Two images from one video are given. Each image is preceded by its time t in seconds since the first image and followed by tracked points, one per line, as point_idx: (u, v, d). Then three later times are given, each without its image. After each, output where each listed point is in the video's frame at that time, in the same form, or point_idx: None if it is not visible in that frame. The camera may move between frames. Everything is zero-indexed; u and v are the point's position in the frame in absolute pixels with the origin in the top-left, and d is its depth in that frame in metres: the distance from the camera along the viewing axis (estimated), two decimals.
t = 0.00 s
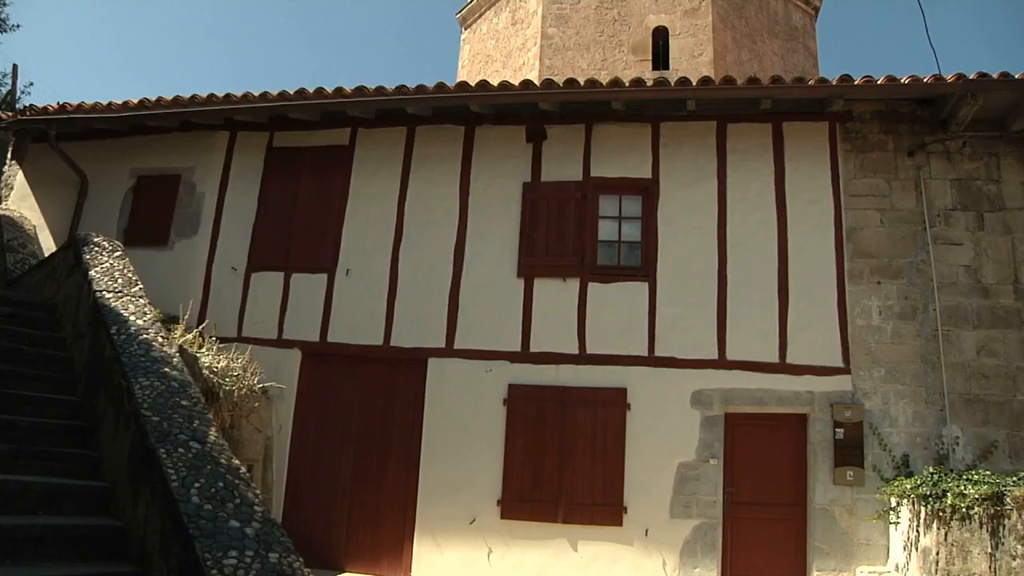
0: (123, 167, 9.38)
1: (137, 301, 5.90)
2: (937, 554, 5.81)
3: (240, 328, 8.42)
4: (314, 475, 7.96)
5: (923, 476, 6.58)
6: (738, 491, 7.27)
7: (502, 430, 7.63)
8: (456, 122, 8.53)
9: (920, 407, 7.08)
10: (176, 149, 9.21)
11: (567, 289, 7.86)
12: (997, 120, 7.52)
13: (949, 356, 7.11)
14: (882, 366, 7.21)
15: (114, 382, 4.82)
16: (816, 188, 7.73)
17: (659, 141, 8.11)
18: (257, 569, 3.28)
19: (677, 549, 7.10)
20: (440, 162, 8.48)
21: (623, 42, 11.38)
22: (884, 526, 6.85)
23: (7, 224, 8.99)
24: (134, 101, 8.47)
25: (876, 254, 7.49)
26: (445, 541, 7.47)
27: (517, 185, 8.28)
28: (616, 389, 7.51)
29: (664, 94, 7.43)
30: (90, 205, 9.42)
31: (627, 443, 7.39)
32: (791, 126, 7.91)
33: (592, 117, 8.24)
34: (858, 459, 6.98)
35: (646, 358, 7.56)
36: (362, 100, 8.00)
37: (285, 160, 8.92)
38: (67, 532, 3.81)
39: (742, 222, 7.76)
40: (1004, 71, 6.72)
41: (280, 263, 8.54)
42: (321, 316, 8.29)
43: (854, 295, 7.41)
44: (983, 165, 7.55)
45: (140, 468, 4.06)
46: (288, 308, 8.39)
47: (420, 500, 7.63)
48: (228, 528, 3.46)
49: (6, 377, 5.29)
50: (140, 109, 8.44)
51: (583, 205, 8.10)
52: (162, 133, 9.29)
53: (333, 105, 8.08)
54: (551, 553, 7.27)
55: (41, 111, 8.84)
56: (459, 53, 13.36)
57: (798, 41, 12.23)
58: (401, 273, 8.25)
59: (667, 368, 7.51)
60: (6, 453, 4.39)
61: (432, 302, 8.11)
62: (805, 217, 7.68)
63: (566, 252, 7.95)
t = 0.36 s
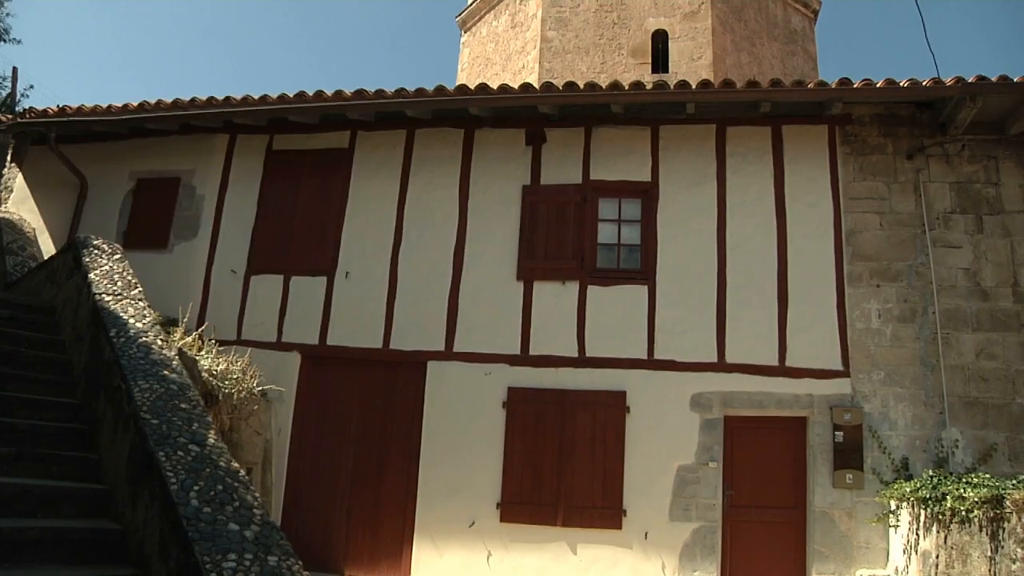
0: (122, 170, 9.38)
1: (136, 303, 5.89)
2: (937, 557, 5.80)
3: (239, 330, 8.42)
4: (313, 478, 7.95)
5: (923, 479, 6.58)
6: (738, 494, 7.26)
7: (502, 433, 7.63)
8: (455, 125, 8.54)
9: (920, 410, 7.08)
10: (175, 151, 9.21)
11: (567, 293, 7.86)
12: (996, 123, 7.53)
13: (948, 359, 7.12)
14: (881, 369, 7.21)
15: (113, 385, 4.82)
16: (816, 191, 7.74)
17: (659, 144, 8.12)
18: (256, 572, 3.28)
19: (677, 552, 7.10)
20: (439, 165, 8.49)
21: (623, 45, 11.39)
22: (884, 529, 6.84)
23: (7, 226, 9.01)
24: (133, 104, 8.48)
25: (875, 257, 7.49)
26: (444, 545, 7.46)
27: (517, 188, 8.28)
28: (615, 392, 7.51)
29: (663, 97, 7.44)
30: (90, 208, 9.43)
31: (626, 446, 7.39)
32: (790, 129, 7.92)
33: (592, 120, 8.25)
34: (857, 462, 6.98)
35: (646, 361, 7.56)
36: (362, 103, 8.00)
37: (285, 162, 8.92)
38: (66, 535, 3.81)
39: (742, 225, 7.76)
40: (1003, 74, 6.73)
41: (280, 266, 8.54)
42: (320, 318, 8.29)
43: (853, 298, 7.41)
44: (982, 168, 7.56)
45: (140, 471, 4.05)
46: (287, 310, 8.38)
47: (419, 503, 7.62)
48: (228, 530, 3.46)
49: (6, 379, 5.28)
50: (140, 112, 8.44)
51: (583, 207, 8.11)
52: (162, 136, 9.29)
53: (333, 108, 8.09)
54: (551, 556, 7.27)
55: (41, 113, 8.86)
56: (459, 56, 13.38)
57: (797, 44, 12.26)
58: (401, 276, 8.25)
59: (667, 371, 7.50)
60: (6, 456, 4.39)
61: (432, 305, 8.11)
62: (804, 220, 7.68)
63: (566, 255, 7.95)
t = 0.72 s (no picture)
0: (123, 185, 9.42)
1: (137, 319, 5.90)
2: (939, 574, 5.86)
3: (239, 346, 8.42)
4: (313, 495, 7.92)
5: (924, 496, 6.55)
6: (739, 511, 7.23)
7: (502, 449, 7.61)
8: (456, 141, 8.58)
9: (920, 426, 7.06)
10: (177, 167, 9.25)
11: (567, 308, 7.86)
12: (994, 139, 7.57)
13: (949, 375, 7.11)
14: (881, 385, 7.20)
15: (113, 400, 4.81)
16: (815, 208, 7.76)
17: (659, 161, 8.15)
18: None
19: (677, 569, 7.06)
20: (440, 181, 8.52)
21: (623, 62, 11.45)
22: (885, 546, 6.80)
23: (8, 241, 9.03)
24: (135, 120, 8.52)
25: (875, 273, 7.50)
26: (444, 561, 7.43)
27: (517, 204, 8.31)
28: (615, 408, 7.50)
29: (663, 114, 7.48)
30: (91, 223, 9.45)
31: (626, 462, 7.36)
32: (790, 146, 7.95)
33: (592, 136, 8.29)
34: (858, 479, 6.95)
35: (646, 377, 7.55)
36: (363, 119, 8.05)
37: (286, 178, 8.96)
38: (64, 551, 3.79)
39: (741, 242, 7.78)
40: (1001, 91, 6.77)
41: (280, 281, 8.55)
42: (320, 334, 8.29)
43: (853, 314, 7.41)
44: (981, 184, 7.59)
45: (138, 487, 4.04)
46: (287, 326, 8.39)
47: (419, 520, 7.58)
48: (226, 547, 3.44)
49: (5, 395, 5.28)
50: (142, 128, 8.49)
51: (583, 223, 8.13)
52: (163, 151, 9.33)
53: (334, 124, 8.13)
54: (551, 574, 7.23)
55: (43, 129, 8.90)
56: (460, 72, 13.46)
57: (795, 61, 12.34)
58: (401, 292, 8.26)
59: (667, 387, 7.49)
60: (5, 471, 4.38)
61: (432, 320, 8.11)
62: (804, 237, 7.70)
63: (566, 271, 7.97)
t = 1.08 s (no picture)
0: (125, 203, 9.45)
1: (137, 337, 5.90)
2: None
3: (239, 364, 8.41)
4: (312, 514, 7.88)
5: (926, 516, 6.52)
6: (739, 531, 7.19)
7: (502, 469, 7.57)
8: (456, 161, 8.62)
9: (922, 445, 7.03)
10: (178, 186, 9.29)
11: (567, 328, 7.87)
12: (992, 159, 7.60)
13: (949, 394, 7.10)
14: (882, 404, 7.18)
15: (112, 418, 4.80)
16: (815, 227, 7.79)
17: (658, 180, 8.19)
18: None
19: None
20: (440, 201, 8.55)
21: (623, 82, 11.52)
22: (887, 567, 6.75)
23: (8, 258, 9.06)
24: (137, 139, 8.58)
25: (875, 292, 7.50)
26: None
27: (518, 223, 8.34)
28: (615, 428, 7.48)
29: (662, 134, 7.53)
30: (91, 241, 9.48)
31: (627, 482, 7.33)
32: (789, 166, 7.99)
33: (592, 156, 8.33)
34: (860, 499, 6.92)
35: (646, 397, 7.54)
36: (364, 139, 8.09)
37: (287, 198, 8.99)
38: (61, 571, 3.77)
39: (741, 261, 7.80)
40: (998, 111, 6.81)
41: (281, 300, 8.56)
42: (320, 353, 8.29)
43: (853, 333, 7.41)
44: (980, 203, 7.61)
45: (137, 506, 4.03)
46: (287, 344, 8.38)
47: (418, 540, 7.54)
48: (225, 567, 3.43)
49: (4, 412, 5.28)
50: (144, 146, 8.54)
51: (583, 243, 8.15)
52: (165, 170, 9.38)
53: (335, 143, 8.18)
54: None
55: (46, 147, 8.96)
56: (460, 92, 13.56)
57: (794, 82, 12.44)
58: (401, 310, 8.27)
59: (667, 407, 7.48)
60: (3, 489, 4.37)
61: (432, 339, 8.11)
62: (804, 256, 7.72)
63: (566, 291, 7.98)
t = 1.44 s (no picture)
0: (126, 220, 9.48)
1: (136, 354, 5.89)
2: None
3: (239, 382, 8.40)
4: (311, 533, 7.83)
5: (928, 535, 6.48)
6: (740, 550, 7.14)
7: (502, 487, 7.54)
8: (457, 179, 8.66)
9: (923, 464, 7.01)
10: (179, 203, 9.32)
11: (567, 346, 7.86)
12: (991, 177, 7.64)
13: (950, 413, 7.09)
14: (883, 422, 7.16)
15: (111, 436, 4.79)
16: (814, 245, 7.81)
17: (658, 199, 8.22)
18: None
19: None
20: (441, 219, 8.58)
21: (623, 100, 11.57)
22: None
23: (9, 275, 9.10)
24: (139, 156, 8.62)
25: (875, 309, 7.51)
26: None
27: (518, 241, 8.36)
28: (615, 446, 7.46)
29: (662, 153, 7.57)
30: (92, 257, 9.50)
31: (627, 501, 7.29)
32: (788, 184, 8.02)
33: (592, 175, 8.37)
34: (861, 517, 6.89)
35: (646, 415, 7.52)
36: (365, 157, 8.13)
37: (287, 215, 9.02)
38: None
39: (740, 278, 7.81)
40: (997, 129, 6.85)
41: (281, 317, 8.56)
42: (321, 370, 8.28)
43: (854, 351, 7.40)
44: (980, 221, 7.63)
45: (135, 524, 4.01)
46: (287, 362, 8.37)
47: (418, 559, 7.49)
48: None
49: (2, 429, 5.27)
50: (146, 164, 8.58)
51: (583, 261, 8.16)
52: (166, 187, 9.41)
53: (336, 161, 8.22)
54: None
55: (48, 163, 9.00)
56: (460, 111, 13.64)
57: (793, 100, 12.53)
58: (402, 328, 8.27)
59: (667, 425, 7.46)
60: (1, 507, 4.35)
61: (432, 357, 8.10)
62: (803, 274, 7.73)
63: (566, 309, 7.99)
